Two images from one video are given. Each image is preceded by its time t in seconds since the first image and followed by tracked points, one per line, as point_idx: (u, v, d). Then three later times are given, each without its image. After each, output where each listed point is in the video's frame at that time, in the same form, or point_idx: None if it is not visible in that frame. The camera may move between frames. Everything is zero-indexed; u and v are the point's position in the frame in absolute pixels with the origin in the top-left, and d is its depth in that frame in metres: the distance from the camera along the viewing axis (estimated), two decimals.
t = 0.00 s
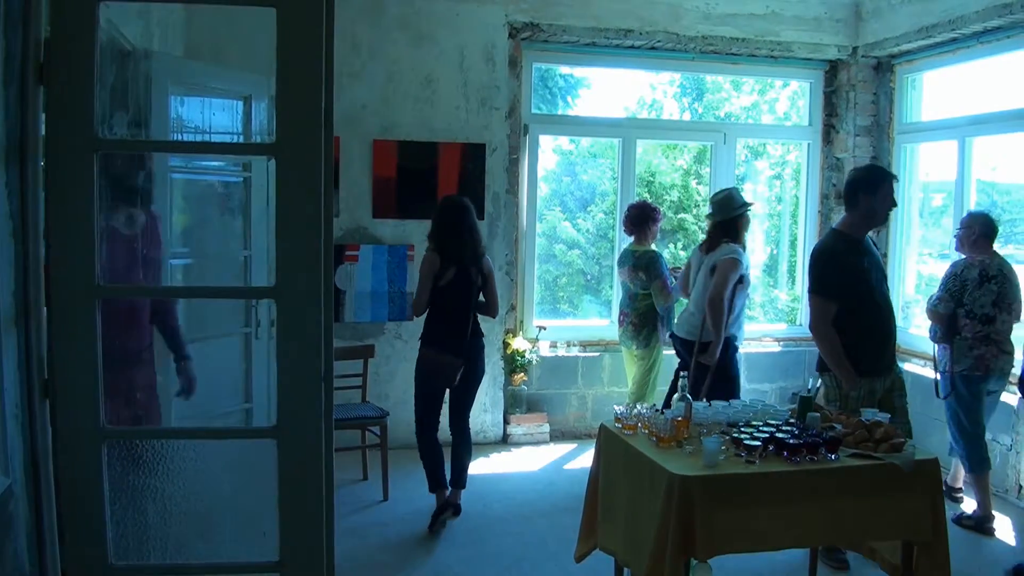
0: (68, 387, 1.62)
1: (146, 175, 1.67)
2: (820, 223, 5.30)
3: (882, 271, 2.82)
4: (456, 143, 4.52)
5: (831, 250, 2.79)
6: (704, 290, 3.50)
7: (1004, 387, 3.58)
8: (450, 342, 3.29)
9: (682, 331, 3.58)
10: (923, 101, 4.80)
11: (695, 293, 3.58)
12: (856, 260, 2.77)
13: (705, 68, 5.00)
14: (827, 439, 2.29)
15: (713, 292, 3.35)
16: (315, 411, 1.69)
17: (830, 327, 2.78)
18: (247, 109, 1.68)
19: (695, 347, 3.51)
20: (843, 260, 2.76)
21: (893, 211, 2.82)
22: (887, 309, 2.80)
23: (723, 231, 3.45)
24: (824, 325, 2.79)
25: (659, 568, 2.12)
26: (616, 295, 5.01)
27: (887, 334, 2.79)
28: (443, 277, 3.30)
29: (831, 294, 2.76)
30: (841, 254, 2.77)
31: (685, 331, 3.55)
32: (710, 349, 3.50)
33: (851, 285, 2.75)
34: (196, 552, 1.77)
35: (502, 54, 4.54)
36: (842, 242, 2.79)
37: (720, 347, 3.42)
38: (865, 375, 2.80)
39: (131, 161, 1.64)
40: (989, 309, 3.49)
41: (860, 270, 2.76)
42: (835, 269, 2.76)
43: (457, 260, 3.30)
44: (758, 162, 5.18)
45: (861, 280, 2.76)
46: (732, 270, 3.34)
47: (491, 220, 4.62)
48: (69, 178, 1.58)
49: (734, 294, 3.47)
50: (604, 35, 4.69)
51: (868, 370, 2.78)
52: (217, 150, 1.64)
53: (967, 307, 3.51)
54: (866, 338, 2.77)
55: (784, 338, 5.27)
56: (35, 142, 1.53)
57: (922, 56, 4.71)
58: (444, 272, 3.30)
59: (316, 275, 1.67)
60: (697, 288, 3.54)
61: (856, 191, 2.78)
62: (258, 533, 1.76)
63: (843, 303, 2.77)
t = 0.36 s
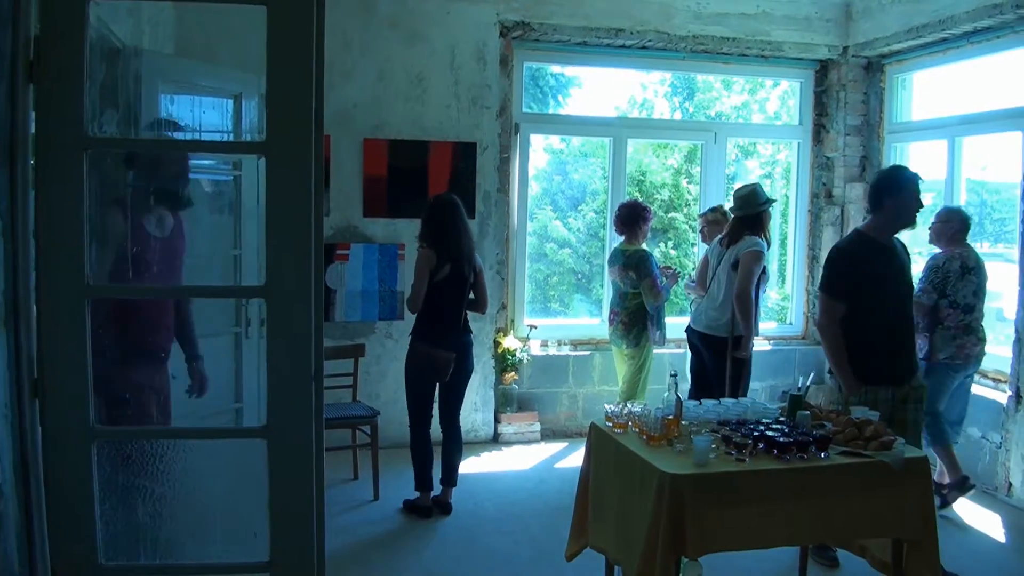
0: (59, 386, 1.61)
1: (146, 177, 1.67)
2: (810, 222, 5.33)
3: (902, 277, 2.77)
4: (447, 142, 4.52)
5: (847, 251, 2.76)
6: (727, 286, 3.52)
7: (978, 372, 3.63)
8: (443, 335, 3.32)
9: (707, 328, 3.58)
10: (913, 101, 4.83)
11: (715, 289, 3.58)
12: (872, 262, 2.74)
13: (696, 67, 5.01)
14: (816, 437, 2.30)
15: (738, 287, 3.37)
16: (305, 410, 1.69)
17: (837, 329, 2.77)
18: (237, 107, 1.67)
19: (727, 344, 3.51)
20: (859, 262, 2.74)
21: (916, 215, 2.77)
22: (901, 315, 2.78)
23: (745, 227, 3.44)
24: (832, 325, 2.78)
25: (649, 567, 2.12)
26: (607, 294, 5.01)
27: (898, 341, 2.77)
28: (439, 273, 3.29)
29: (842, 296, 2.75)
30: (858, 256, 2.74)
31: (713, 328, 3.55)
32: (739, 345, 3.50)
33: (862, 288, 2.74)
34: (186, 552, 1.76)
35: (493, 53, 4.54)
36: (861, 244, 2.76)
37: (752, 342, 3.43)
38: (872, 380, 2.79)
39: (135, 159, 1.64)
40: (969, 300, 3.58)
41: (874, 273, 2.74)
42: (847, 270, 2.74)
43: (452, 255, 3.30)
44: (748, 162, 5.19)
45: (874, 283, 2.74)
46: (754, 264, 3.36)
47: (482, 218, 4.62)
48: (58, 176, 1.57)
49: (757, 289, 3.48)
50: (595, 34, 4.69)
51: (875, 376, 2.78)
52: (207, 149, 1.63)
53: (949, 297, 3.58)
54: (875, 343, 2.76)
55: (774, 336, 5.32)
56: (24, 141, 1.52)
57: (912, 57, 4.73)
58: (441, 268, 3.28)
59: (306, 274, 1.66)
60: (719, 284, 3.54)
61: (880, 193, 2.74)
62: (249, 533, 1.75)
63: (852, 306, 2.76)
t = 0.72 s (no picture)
0: (45, 386, 1.60)
1: (185, 181, 1.68)
2: (797, 220, 5.35)
3: (934, 273, 2.74)
4: (435, 141, 4.51)
5: (879, 245, 2.73)
6: (727, 285, 3.53)
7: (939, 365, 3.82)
8: (428, 333, 3.32)
9: (708, 327, 3.59)
10: (900, 100, 4.86)
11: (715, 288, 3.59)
12: (904, 256, 2.71)
13: (683, 67, 5.03)
14: (804, 435, 2.31)
15: (740, 286, 3.40)
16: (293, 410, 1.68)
17: (865, 321, 2.75)
18: (225, 106, 1.66)
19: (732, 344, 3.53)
20: (891, 258, 2.71)
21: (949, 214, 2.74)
22: (930, 312, 2.75)
23: (744, 225, 3.46)
24: (860, 318, 2.75)
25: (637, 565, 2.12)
26: (595, 293, 5.01)
27: (927, 340, 2.74)
28: (423, 272, 3.29)
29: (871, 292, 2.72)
30: (890, 251, 2.72)
31: (715, 327, 3.56)
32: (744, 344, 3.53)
33: (892, 282, 2.71)
34: (173, 554, 1.74)
35: (481, 52, 4.53)
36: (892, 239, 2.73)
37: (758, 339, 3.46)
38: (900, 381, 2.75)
39: (176, 160, 1.66)
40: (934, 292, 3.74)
41: (905, 268, 2.71)
42: (878, 262, 2.71)
43: (436, 254, 3.30)
44: (735, 161, 5.21)
45: (905, 277, 2.71)
46: (754, 262, 3.38)
47: (470, 217, 4.61)
48: (41, 174, 1.56)
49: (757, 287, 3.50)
50: (582, 33, 4.69)
51: (902, 376, 2.74)
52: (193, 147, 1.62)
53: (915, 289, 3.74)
54: (903, 341, 2.73)
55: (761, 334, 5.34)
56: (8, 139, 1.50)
57: (898, 56, 4.76)
58: (424, 267, 3.29)
59: (293, 274, 1.65)
60: (718, 283, 3.56)
61: (916, 189, 2.70)
62: (237, 533, 1.74)
63: (882, 301, 2.73)
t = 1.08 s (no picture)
0: (32, 386, 1.58)
1: (173, 181, 1.66)
2: (785, 220, 5.38)
3: (945, 272, 2.70)
4: (424, 141, 4.50)
5: (893, 247, 2.66)
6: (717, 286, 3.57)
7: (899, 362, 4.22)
8: (417, 334, 3.31)
9: (698, 329, 3.64)
10: (887, 101, 4.89)
11: (705, 288, 3.64)
12: (917, 257, 2.65)
13: (671, 67, 5.04)
14: (792, 434, 2.32)
15: (724, 287, 3.42)
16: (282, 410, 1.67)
17: (882, 323, 2.66)
18: (213, 105, 1.65)
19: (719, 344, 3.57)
20: (905, 259, 2.64)
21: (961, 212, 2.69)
22: (944, 312, 2.70)
23: (733, 226, 3.48)
24: (878, 323, 2.67)
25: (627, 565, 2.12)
26: (584, 293, 5.02)
27: (942, 341, 2.69)
28: (411, 273, 3.29)
29: (889, 295, 2.65)
30: (905, 252, 2.65)
31: (703, 328, 3.61)
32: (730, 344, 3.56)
33: (908, 283, 2.64)
34: (160, 555, 1.73)
35: (470, 52, 4.53)
36: (906, 240, 2.66)
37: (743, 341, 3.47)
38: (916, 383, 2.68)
39: (164, 159, 1.65)
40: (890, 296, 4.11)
41: (921, 269, 2.65)
42: (895, 263, 2.64)
43: (423, 254, 3.30)
44: (724, 161, 5.23)
45: (920, 278, 2.65)
46: (738, 263, 3.39)
47: (459, 218, 4.61)
48: (28, 174, 1.55)
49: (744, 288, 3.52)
50: (571, 34, 4.70)
51: (921, 379, 2.67)
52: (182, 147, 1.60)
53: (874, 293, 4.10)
54: (920, 343, 2.67)
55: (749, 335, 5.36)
56: None
57: (886, 57, 4.79)
58: (413, 268, 3.28)
59: (281, 274, 1.64)
60: (709, 284, 3.60)
61: (932, 189, 2.63)
62: (225, 534, 1.73)
63: (898, 303, 2.66)
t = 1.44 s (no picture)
0: (19, 386, 1.57)
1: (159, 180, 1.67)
2: (773, 220, 5.40)
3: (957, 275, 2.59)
4: (412, 141, 4.49)
5: (909, 254, 2.52)
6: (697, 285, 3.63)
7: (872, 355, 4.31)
8: (404, 333, 3.31)
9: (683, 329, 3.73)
10: (875, 101, 4.92)
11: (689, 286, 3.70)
12: (934, 262, 2.52)
13: (659, 67, 5.06)
14: (779, 433, 2.33)
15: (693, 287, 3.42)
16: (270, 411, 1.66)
17: (909, 336, 2.51)
18: (200, 104, 1.64)
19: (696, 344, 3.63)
20: (924, 265, 2.51)
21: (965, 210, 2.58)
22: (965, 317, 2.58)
23: (710, 225, 3.48)
24: (904, 336, 2.51)
25: (615, 564, 2.13)
26: (572, 292, 5.02)
27: (967, 347, 2.56)
28: (398, 272, 3.28)
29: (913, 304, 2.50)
30: (921, 258, 2.51)
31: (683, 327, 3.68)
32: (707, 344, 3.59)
33: (929, 291, 2.51)
34: (148, 556, 1.72)
35: (458, 51, 4.52)
36: (919, 244, 2.53)
37: (717, 340, 3.48)
38: (946, 393, 2.54)
39: (151, 158, 1.64)
40: (861, 293, 4.18)
41: (940, 273, 2.53)
42: (915, 271, 2.49)
43: (409, 254, 3.29)
44: (712, 161, 5.25)
45: (939, 284, 2.52)
46: (707, 263, 3.38)
47: (447, 217, 4.60)
48: (14, 173, 1.54)
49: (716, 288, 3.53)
50: (559, 33, 4.70)
51: (951, 388, 2.54)
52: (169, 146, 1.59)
53: (843, 291, 4.17)
54: (947, 351, 2.53)
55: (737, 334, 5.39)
56: None
57: (874, 58, 4.82)
58: (398, 269, 3.27)
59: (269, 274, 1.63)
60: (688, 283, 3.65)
61: (938, 190, 2.51)
62: (212, 535, 1.72)
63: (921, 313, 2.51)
